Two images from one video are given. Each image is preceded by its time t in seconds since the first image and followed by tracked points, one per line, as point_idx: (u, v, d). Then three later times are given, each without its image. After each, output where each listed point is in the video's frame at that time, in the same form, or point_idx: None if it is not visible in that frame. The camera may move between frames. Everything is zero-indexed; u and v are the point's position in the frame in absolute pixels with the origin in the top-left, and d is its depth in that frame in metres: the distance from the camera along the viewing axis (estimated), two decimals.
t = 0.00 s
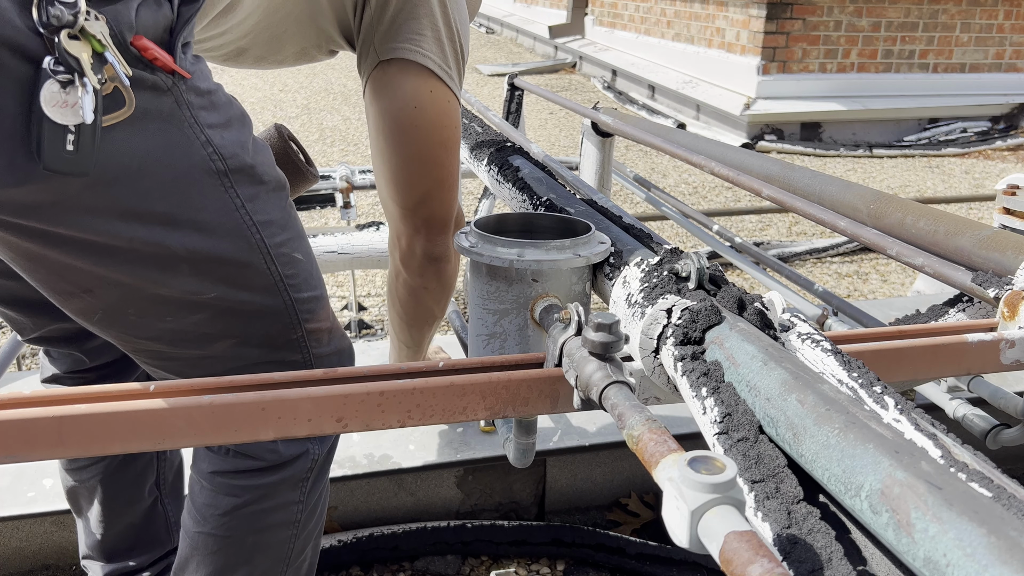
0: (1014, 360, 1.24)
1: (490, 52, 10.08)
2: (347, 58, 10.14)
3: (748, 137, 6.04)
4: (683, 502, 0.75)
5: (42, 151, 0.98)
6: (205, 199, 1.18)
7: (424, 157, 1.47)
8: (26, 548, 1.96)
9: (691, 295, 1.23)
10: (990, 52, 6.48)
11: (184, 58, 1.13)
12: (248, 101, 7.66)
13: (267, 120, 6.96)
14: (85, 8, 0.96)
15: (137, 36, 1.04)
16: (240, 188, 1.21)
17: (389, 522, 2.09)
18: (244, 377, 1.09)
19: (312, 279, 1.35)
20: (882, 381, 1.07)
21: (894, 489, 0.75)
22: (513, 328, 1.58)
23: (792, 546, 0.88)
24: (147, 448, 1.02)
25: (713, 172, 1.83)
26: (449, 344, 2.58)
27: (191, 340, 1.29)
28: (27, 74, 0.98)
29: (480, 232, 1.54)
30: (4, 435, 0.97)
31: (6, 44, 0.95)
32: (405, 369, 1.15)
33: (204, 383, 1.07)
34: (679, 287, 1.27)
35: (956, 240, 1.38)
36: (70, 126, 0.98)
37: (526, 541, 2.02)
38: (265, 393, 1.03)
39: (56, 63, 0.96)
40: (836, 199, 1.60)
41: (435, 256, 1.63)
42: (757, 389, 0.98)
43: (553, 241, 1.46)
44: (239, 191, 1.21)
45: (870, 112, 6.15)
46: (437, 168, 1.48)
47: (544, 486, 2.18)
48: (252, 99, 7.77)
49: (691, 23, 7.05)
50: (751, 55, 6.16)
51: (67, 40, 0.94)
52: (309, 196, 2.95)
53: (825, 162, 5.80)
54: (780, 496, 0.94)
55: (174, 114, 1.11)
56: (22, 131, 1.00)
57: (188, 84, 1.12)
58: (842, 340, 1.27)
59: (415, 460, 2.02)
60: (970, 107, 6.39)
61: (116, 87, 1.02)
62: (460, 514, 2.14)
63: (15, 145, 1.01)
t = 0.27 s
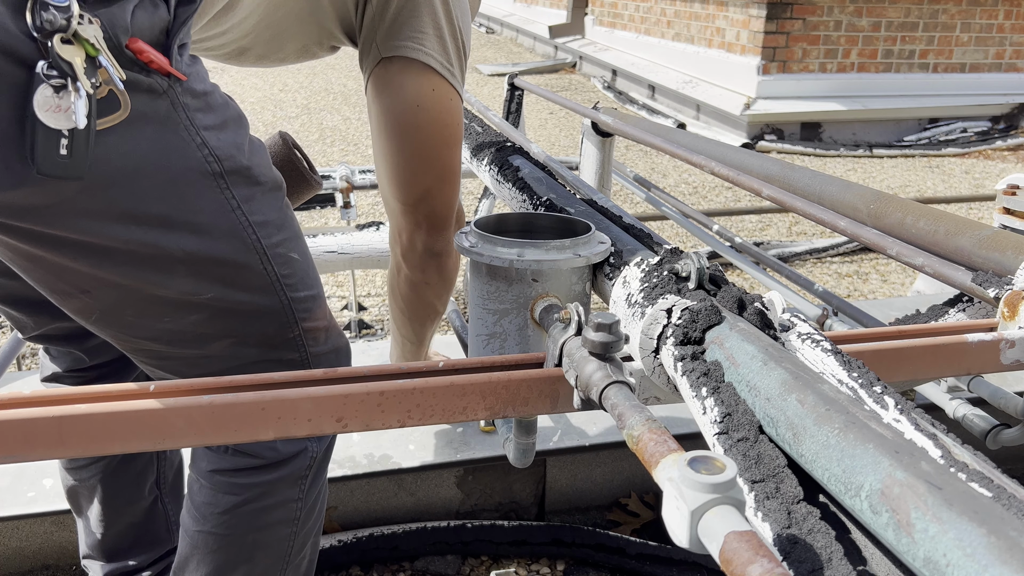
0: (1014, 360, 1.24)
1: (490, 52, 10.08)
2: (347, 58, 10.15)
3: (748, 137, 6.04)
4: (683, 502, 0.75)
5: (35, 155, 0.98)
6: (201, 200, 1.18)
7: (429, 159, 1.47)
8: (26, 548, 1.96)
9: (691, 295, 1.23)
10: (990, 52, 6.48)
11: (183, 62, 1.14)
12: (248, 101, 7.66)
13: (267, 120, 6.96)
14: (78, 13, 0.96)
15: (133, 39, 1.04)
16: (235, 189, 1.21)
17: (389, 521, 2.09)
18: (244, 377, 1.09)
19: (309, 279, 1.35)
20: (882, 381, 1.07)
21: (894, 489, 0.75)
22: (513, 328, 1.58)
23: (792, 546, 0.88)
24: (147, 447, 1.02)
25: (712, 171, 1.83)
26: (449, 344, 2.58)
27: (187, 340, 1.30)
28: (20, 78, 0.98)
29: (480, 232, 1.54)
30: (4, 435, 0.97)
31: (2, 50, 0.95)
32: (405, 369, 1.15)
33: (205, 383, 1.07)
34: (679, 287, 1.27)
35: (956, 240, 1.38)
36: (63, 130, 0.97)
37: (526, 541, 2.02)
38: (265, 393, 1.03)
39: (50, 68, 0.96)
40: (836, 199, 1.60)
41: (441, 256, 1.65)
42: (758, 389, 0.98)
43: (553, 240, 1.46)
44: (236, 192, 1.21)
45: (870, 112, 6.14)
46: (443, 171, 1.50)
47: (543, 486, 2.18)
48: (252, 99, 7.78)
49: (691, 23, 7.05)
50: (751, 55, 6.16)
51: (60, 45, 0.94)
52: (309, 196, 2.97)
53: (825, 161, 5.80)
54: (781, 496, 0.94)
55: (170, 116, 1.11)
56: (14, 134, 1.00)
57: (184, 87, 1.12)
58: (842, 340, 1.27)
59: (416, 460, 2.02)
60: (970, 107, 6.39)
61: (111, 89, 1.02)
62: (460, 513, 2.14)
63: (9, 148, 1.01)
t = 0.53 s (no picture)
0: (1014, 360, 1.24)
1: (490, 52, 10.08)
2: (347, 58, 10.15)
3: (748, 137, 6.04)
4: (683, 502, 0.75)
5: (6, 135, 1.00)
6: (181, 194, 1.18)
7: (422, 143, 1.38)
8: (26, 548, 1.96)
9: (691, 295, 1.23)
10: (990, 52, 6.48)
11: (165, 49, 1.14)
12: (248, 101, 7.66)
13: (267, 120, 6.97)
14: None
15: (110, 26, 1.04)
16: (217, 183, 1.21)
17: (389, 522, 2.09)
18: (244, 377, 1.09)
19: (292, 279, 1.34)
20: (882, 381, 1.07)
21: (893, 489, 0.75)
22: (513, 328, 1.58)
23: (792, 546, 0.88)
24: (147, 448, 1.02)
25: (712, 171, 1.83)
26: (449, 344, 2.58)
27: (166, 338, 1.29)
28: None
29: (480, 232, 1.54)
30: (4, 435, 0.97)
31: None
32: (405, 369, 1.15)
33: (205, 383, 1.07)
34: (679, 287, 1.27)
35: (956, 240, 1.38)
36: (33, 111, 0.99)
37: (526, 541, 2.02)
38: (265, 393, 1.03)
39: (19, 48, 0.96)
40: (836, 199, 1.60)
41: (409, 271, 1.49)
42: (758, 389, 0.98)
43: (553, 240, 1.46)
44: (217, 186, 1.21)
45: (870, 112, 6.15)
46: (431, 109, 1.09)
47: (543, 486, 2.18)
48: (252, 99, 7.77)
49: (691, 23, 7.05)
50: (751, 55, 6.16)
51: (28, 25, 0.95)
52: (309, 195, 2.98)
53: (825, 161, 5.80)
54: (781, 496, 0.94)
55: (149, 106, 1.11)
56: None
57: (164, 76, 1.12)
58: (842, 340, 1.27)
59: (415, 460, 2.02)
60: (970, 107, 6.39)
61: (85, 70, 1.03)
62: (460, 513, 2.14)
63: None
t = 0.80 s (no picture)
0: (1014, 360, 1.24)
1: (490, 52, 10.08)
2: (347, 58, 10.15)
3: (748, 137, 6.04)
4: (683, 502, 0.75)
5: None
6: (104, 183, 1.17)
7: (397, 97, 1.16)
8: (26, 548, 1.96)
9: (691, 295, 1.23)
10: (990, 52, 6.48)
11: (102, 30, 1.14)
12: (248, 101, 7.67)
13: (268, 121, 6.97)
14: None
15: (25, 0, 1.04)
16: (144, 174, 1.19)
17: (389, 522, 2.09)
18: (244, 377, 1.09)
19: (229, 280, 1.33)
20: (883, 382, 1.07)
21: (894, 489, 0.75)
22: (513, 328, 1.58)
23: (792, 546, 0.88)
24: (147, 448, 1.02)
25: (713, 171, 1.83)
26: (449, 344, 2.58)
27: (98, 336, 1.28)
28: None
29: (480, 232, 1.54)
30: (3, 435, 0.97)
31: None
32: (405, 369, 1.15)
33: (205, 383, 1.07)
34: (679, 287, 1.27)
35: (956, 240, 1.38)
36: None
37: (526, 541, 2.02)
38: (265, 393, 1.03)
39: None
40: (836, 200, 1.60)
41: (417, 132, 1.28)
42: (758, 388, 0.98)
43: (553, 240, 1.46)
44: (143, 177, 1.19)
45: (870, 112, 6.15)
46: None
47: (543, 485, 2.18)
48: (252, 99, 7.78)
49: (691, 23, 7.06)
50: (751, 55, 6.16)
51: None
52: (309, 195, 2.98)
53: (825, 161, 5.80)
54: (781, 496, 0.94)
55: (69, 85, 1.10)
56: None
57: (88, 58, 1.11)
58: (842, 339, 1.27)
59: (415, 460, 2.02)
60: (969, 107, 6.39)
61: None
62: (460, 513, 2.14)
63: None
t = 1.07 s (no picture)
0: (1014, 360, 1.24)
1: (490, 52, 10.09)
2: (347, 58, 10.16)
3: (748, 137, 6.05)
4: (683, 502, 0.75)
5: None
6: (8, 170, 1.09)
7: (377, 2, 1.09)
8: (26, 547, 1.96)
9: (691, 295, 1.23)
10: (990, 52, 6.48)
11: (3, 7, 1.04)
12: (248, 101, 7.67)
13: (268, 121, 6.98)
14: None
15: None
16: (53, 164, 1.11)
17: (389, 521, 2.09)
18: (244, 376, 1.09)
19: (167, 282, 1.24)
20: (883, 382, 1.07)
21: (893, 489, 0.75)
22: (513, 328, 1.58)
23: (792, 546, 0.88)
24: (146, 447, 1.02)
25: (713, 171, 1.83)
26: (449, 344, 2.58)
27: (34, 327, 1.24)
28: None
29: (480, 232, 1.54)
30: (4, 435, 0.97)
31: None
32: (405, 369, 1.15)
33: (205, 383, 1.07)
34: (679, 287, 1.27)
35: (956, 240, 1.37)
36: None
37: (526, 541, 2.02)
38: (264, 393, 1.03)
39: None
40: (836, 200, 1.60)
41: (425, 39, 1.13)
42: (758, 388, 0.98)
43: (553, 241, 1.46)
44: (51, 167, 1.11)
45: (870, 112, 6.15)
46: None
47: (543, 485, 2.18)
48: (252, 99, 7.79)
49: (691, 23, 7.06)
50: (751, 55, 6.17)
51: None
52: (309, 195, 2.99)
53: (825, 162, 5.80)
54: (780, 496, 0.94)
55: None
56: None
57: None
58: (842, 339, 1.27)
59: (415, 460, 2.02)
60: (969, 107, 6.39)
61: None
62: (460, 514, 2.14)
63: None
